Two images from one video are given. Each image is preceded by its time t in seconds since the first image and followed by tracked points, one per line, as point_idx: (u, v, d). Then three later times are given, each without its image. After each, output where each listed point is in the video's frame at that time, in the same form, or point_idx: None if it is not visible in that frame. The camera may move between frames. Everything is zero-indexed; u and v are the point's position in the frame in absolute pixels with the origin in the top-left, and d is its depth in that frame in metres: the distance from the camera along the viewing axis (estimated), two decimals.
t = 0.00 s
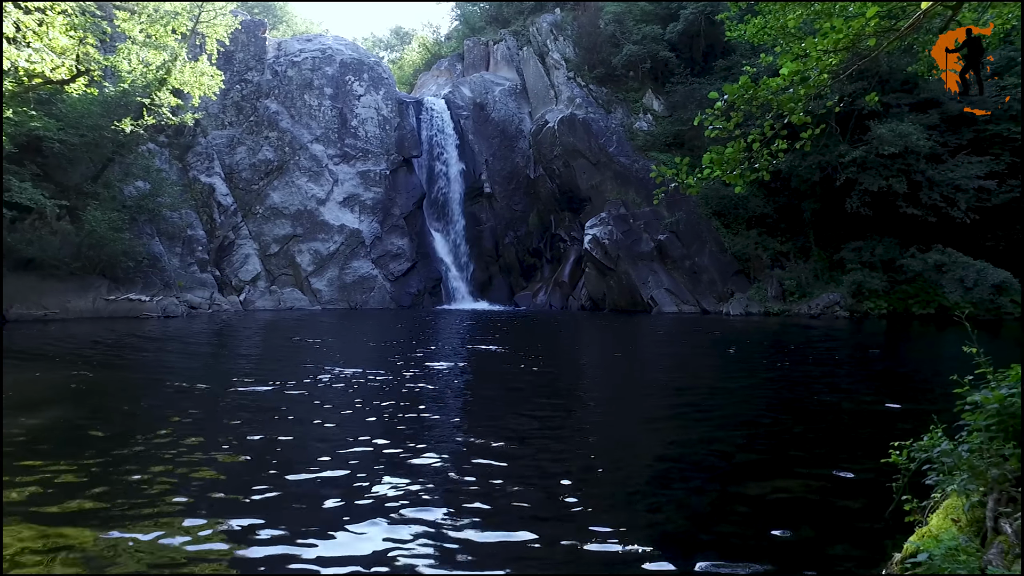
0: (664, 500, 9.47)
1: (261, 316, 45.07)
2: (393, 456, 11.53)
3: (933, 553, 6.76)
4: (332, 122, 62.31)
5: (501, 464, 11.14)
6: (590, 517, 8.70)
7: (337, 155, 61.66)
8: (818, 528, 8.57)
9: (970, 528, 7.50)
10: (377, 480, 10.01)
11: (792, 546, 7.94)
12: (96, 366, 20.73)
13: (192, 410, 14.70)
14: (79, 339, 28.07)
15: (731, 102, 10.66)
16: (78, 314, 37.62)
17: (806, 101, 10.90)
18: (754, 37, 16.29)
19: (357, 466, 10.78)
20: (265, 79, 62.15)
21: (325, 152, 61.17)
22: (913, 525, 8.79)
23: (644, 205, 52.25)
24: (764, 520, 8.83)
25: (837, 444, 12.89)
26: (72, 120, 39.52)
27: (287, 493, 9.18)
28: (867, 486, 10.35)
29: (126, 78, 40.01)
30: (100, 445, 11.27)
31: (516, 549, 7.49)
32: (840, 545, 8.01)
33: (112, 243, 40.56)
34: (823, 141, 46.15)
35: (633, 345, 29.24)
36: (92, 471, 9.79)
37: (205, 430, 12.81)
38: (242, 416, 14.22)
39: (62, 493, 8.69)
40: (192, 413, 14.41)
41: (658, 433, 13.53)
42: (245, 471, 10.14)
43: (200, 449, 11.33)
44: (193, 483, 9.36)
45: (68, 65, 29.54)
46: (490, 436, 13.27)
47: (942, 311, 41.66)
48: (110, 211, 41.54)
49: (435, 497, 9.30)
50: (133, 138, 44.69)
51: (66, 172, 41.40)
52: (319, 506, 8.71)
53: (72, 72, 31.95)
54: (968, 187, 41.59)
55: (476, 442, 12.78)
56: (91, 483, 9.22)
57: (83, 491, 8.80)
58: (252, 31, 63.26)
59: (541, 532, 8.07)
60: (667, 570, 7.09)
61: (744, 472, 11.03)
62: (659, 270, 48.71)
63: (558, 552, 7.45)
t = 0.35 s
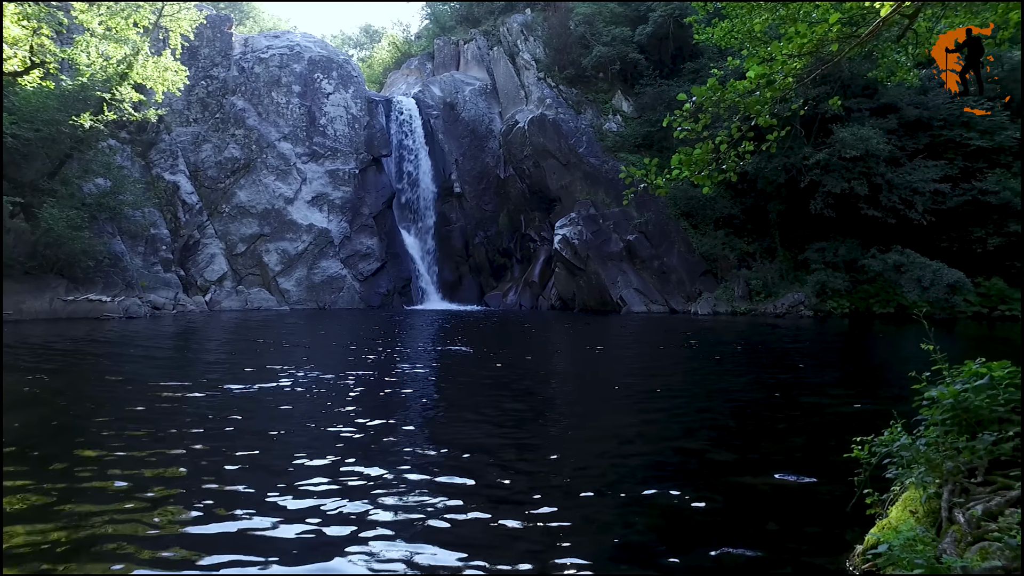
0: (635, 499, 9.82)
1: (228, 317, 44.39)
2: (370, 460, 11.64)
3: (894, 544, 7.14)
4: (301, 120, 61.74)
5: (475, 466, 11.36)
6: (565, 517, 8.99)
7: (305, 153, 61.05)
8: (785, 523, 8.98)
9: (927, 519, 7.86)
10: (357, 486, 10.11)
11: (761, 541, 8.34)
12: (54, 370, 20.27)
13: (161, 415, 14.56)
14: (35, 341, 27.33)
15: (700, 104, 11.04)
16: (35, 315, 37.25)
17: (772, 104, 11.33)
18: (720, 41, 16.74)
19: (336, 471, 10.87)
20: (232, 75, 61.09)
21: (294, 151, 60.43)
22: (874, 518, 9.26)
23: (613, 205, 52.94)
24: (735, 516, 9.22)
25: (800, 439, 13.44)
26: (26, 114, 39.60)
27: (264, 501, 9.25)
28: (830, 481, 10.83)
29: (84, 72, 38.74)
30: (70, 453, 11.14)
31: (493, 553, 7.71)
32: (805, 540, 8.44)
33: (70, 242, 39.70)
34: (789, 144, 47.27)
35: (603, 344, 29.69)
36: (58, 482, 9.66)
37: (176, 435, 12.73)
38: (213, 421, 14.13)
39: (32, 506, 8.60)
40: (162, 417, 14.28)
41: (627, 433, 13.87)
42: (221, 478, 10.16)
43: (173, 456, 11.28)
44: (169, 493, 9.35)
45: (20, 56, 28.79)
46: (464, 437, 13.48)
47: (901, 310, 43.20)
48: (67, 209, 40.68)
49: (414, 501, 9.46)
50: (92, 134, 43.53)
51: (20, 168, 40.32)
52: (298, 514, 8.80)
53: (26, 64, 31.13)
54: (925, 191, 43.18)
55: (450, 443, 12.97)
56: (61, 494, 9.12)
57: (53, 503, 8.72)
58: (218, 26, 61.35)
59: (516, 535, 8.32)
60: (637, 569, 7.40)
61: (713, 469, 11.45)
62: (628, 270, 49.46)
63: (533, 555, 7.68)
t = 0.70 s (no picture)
0: (604, 498, 9.61)
1: (195, 318, 43.31)
2: (336, 461, 11.24)
3: (859, 538, 7.14)
4: (271, 118, 60.59)
5: (444, 467, 11.04)
6: (531, 518, 8.72)
7: (276, 152, 59.96)
8: (756, 520, 8.85)
9: (890, 513, 7.75)
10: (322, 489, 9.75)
11: (732, 539, 8.20)
12: (8, 374, 19.32)
13: (119, 419, 13.90)
14: None
15: (671, 106, 10.91)
16: None
17: (742, 107, 11.35)
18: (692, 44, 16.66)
19: (301, 474, 10.45)
20: (200, 72, 59.69)
21: (264, 149, 59.26)
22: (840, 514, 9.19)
23: (585, 206, 53.03)
24: (704, 514, 9.05)
25: (769, 437, 13.38)
26: None
27: (224, 507, 8.80)
28: (800, 477, 10.75)
29: (42, 64, 37.16)
30: (17, 460, 10.49)
31: (462, 555, 7.47)
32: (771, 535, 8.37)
33: (30, 241, 38.28)
34: (757, 146, 47.73)
35: (577, 344, 29.57)
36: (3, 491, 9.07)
37: (134, 440, 12.14)
38: (176, 424, 13.54)
39: None
40: (122, 421, 13.63)
41: (600, 432, 13.69)
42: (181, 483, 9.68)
43: (132, 461, 10.74)
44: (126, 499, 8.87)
45: None
46: (432, 437, 13.12)
47: (866, 309, 43.95)
48: (26, 206, 39.17)
49: (381, 504, 9.13)
50: (53, 129, 42.09)
51: None
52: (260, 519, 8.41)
53: None
54: (888, 193, 44.07)
55: (419, 444, 12.63)
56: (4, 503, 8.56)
57: None
58: (186, 21, 60.51)
59: (485, 537, 8.05)
60: (609, 570, 7.19)
61: (683, 467, 11.30)
62: (600, 270, 49.45)
63: (500, 559, 7.40)
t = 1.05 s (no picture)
0: (578, 495, 8.99)
1: (158, 319, 41.55)
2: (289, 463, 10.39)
3: (822, 531, 6.65)
4: (238, 115, 58.68)
5: (409, 467, 10.26)
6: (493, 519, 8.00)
7: (243, 150, 58.18)
8: (727, 515, 8.29)
9: (851, 506, 7.55)
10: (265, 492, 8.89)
11: (699, 536, 7.61)
12: None
13: (60, 425, 12.71)
14: None
15: (640, 106, 10.16)
16: None
17: (710, 109, 10.83)
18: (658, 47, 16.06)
19: (247, 477, 9.57)
20: (164, 66, 57.51)
21: (230, 146, 57.41)
22: (806, 507, 8.65)
23: (555, 205, 52.23)
24: (673, 511, 8.40)
25: (741, 433, 12.90)
26: None
27: (177, 516, 7.89)
28: (773, 472, 10.26)
29: None
30: None
31: (438, 557, 6.84)
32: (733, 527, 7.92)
33: None
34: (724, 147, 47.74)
35: (548, 344, 29.00)
36: None
37: (76, 448, 11.00)
38: (123, 431, 12.43)
39: None
40: (66, 429, 12.49)
41: (574, 431, 13.03)
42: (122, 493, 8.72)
43: (73, 469, 9.68)
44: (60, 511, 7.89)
45: None
46: (396, 437, 12.32)
47: (830, 308, 44.12)
48: None
49: (333, 506, 8.36)
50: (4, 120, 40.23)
51: None
52: (202, 527, 7.55)
53: None
54: (851, 194, 44.38)
55: (390, 444, 11.86)
56: None
57: None
58: (148, 14, 57.96)
59: (453, 538, 7.37)
60: (592, 571, 6.60)
61: (653, 462, 10.73)
62: (569, 270, 48.55)
63: (476, 561, 6.77)
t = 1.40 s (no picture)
0: (550, 494, 9.35)
1: (123, 320, 40.78)
2: (261, 468, 10.45)
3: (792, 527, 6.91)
4: (207, 112, 58.07)
5: (383, 470, 10.42)
6: (462, 522, 8.22)
7: (211, 147, 57.55)
8: (690, 513, 8.61)
9: (820, 500, 7.96)
10: (235, 498, 9.00)
11: (668, 533, 7.93)
12: None
13: (29, 430, 12.56)
14: None
15: (613, 107, 10.55)
16: None
17: (680, 109, 11.25)
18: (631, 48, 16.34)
19: (219, 484, 9.63)
20: (129, 61, 56.63)
21: (198, 144, 56.64)
22: (776, 504, 9.09)
23: (528, 205, 52.77)
24: (636, 510, 8.73)
25: (708, 432, 13.31)
26: None
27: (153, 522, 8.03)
28: (737, 469, 10.64)
29: None
30: None
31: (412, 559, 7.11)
32: (705, 523, 8.32)
33: None
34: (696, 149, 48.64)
35: (520, 343, 29.36)
36: None
37: (46, 455, 10.89)
38: (93, 436, 12.33)
39: None
40: (34, 434, 12.37)
41: (544, 430, 13.40)
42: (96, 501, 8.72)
43: (45, 478, 9.62)
44: (32, 522, 7.88)
45: None
46: (369, 439, 12.43)
47: (798, 308, 45.24)
48: None
49: (302, 513, 8.47)
50: None
51: None
52: (174, 534, 7.68)
53: None
54: (818, 196, 45.63)
55: (361, 445, 12.06)
56: None
57: None
58: (112, 6, 57.60)
59: (429, 541, 7.61)
60: (566, 570, 6.89)
61: (620, 462, 11.05)
62: (542, 270, 48.88)
63: (448, 561, 7.06)
